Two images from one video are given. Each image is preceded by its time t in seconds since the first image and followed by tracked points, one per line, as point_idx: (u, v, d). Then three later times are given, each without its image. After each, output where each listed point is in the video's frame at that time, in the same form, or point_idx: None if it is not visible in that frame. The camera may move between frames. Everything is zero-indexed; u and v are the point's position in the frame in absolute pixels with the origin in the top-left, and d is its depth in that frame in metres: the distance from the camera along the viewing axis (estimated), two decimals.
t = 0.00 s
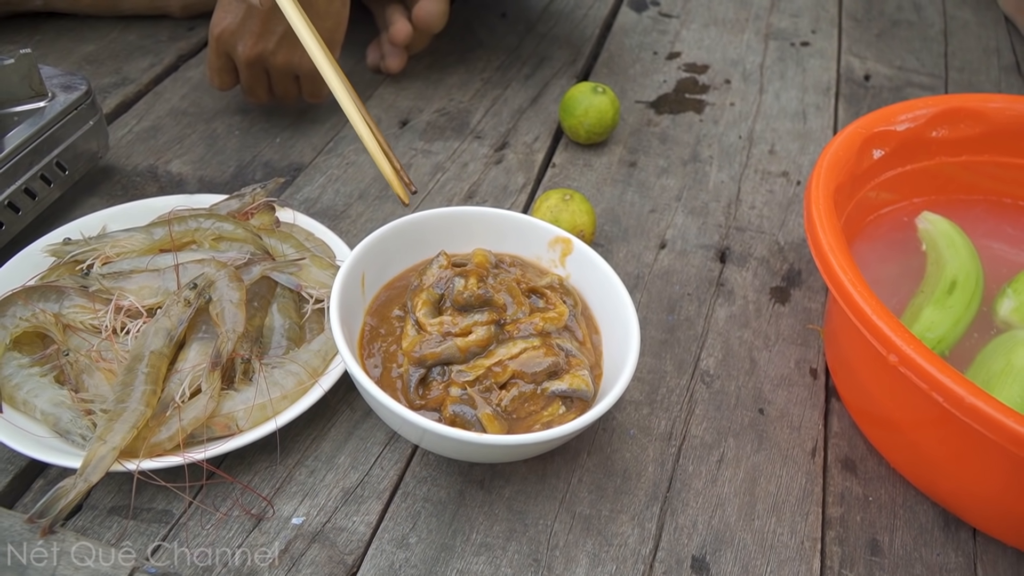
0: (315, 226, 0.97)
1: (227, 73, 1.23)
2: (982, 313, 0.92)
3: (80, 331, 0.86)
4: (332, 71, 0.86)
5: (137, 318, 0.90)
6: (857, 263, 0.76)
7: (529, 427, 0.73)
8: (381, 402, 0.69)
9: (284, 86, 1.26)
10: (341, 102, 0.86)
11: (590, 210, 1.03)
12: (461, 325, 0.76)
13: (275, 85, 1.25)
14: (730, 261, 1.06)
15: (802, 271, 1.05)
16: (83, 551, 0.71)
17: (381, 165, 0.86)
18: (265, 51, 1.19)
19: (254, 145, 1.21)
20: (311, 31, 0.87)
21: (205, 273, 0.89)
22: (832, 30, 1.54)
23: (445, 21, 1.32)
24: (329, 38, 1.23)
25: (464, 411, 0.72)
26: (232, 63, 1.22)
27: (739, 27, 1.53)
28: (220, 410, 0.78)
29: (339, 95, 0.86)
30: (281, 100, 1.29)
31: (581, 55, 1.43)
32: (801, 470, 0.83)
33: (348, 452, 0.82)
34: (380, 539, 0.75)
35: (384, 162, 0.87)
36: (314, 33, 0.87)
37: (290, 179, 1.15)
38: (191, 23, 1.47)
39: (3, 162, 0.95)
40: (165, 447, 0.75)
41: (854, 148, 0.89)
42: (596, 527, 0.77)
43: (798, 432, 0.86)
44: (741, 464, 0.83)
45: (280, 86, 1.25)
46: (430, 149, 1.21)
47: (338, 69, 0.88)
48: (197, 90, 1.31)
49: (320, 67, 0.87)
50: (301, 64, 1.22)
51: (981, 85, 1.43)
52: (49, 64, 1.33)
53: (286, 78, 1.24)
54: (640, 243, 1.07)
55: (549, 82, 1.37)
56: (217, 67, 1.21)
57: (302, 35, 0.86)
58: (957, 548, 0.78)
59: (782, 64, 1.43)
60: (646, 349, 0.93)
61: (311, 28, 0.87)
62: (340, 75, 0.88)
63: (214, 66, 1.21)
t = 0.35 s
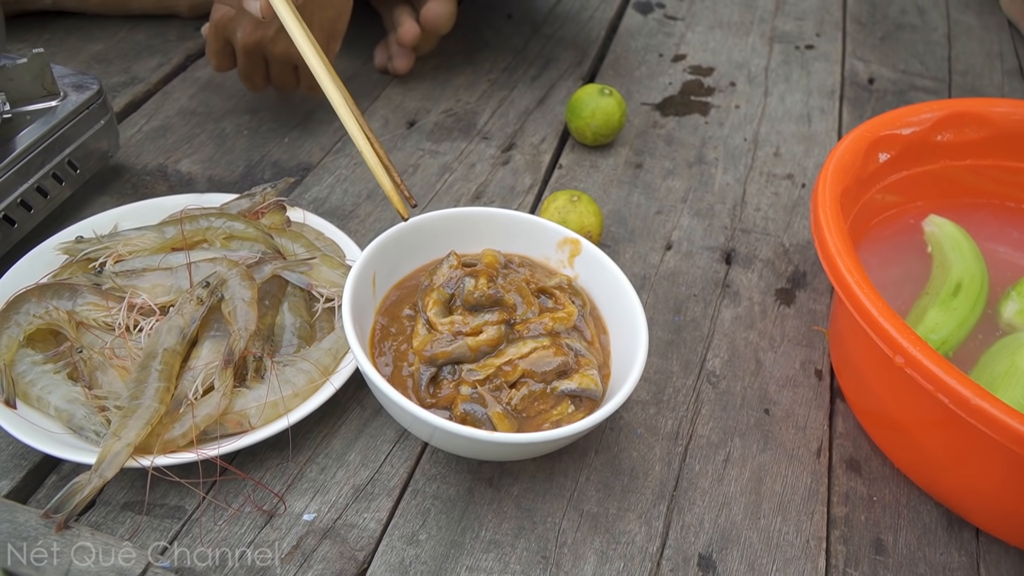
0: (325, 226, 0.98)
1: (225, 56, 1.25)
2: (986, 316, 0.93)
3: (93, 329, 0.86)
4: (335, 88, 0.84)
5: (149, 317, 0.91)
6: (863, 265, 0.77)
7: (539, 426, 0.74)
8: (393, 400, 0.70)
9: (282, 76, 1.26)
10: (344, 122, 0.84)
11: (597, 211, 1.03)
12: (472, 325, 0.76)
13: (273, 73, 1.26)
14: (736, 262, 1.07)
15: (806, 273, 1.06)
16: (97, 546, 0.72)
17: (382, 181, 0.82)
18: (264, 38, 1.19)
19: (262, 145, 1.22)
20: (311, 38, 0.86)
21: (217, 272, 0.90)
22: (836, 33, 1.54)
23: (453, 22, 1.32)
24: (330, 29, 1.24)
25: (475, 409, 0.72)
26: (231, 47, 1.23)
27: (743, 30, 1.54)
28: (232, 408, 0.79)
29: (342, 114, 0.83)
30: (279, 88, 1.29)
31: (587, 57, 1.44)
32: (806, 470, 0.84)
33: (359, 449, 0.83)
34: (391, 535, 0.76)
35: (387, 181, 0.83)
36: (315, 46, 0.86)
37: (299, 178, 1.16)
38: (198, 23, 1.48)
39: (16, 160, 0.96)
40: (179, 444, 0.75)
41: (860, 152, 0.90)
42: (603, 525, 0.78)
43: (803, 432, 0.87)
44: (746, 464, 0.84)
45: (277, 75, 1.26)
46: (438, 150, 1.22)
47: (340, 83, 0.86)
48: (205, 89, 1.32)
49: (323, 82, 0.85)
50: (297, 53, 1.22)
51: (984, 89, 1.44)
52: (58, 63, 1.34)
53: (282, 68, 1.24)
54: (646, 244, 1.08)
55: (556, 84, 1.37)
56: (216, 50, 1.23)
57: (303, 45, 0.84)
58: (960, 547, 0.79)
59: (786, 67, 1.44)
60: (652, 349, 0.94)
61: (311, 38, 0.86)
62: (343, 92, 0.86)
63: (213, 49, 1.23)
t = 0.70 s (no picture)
0: (324, 225, 0.99)
1: (223, 26, 1.23)
2: (978, 316, 0.94)
3: (94, 326, 0.87)
4: (307, 77, 0.87)
5: (150, 314, 0.92)
6: (855, 266, 0.77)
7: (534, 423, 0.75)
8: (390, 398, 0.71)
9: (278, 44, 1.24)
10: (316, 108, 0.86)
11: (594, 211, 1.04)
12: (468, 324, 0.77)
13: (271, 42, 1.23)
14: (731, 262, 1.07)
15: (801, 273, 1.07)
16: (99, 541, 0.73)
17: (358, 167, 0.84)
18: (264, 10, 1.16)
19: (262, 144, 1.23)
20: (280, 28, 0.90)
21: (216, 271, 0.91)
22: (834, 34, 1.55)
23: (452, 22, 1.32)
24: None
25: (471, 407, 0.73)
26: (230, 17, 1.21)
27: (741, 31, 1.55)
28: (231, 405, 0.80)
29: (314, 99, 0.86)
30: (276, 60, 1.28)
31: (585, 57, 1.45)
32: (799, 468, 0.85)
33: (356, 446, 0.84)
34: (387, 531, 0.77)
35: (361, 165, 0.85)
36: (285, 36, 0.90)
37: (298, 177, 1.17)
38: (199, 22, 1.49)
39: (18, 159, 0.97)
40: (178, 440, 0.76)
41: (854, 153, 0.91)
42: (597, 522, 0.78)
43: (796, 431, 0.88)
44: (739, 462, 0.85)
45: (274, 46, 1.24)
46: (436, 150, 1.22)
47: (310, 72, 0.89)
48: (206, 89, 1.33)
49: (295, 73, 0.88)
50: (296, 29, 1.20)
51: (980, 91, 1.45)
52: (59, 62, 1.34)
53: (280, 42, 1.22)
54: (642, 244, 1.09)
55: (554, 84, 1.38)
56: (214, 18, 1.20)
57: (272, 33, 0.88)
58: (950, 545, 0.80)
59: (784, 68, 1.45)
60: (648, 348, 0.95)
61: (281, 28, 0.90)
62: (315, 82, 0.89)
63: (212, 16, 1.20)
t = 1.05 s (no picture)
0: (326, 225, 1.00)
1: (238, 50, 1.25)
2: (970, 317, 0.95)
3: (101, 325, 0.89)
4: (318, 79, 0.89)
5: (156, 314, 0.93)
6: (847, 267, 0.79)
7: (531, 421, 0.76)
8: (390, 395, 0.72)
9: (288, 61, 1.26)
10: (326, 108, 0.88)
11: (592, 214, 1.06)
12: (467, 323, 0.79)
13: (284, 63, 1.26)
14: (727, 264, 1.09)
15: (796, 274, 1.08)
16: (106, 535, 0.74)
17: (366, 164, 0.87)
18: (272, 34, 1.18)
19: (265, 147, 1.25)
20: (291, 29, 0.91)
21: (221, 271, 0.92)
22: (831, 39, 1.57)
23: (453, 24, 1.34)
24: (335, 17, 1.21)
25: (469, 404, 0.75)
26: (243, 39, 1.23)
27: (739, 36, 1.56)
28: (235, 403, 0.81)
29: (324, 100, 0.88)
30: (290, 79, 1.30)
31: (585, 61, 1.47)
32: (792, 466, 0.86)
33: (357, 444, 0.85)
34: (388, 526, 0.78)
35: (368, 163, 0.88)
36: (295, 37, 0.91)
37: (301, 179, 1.19)
38: (203, 26, 1.51)
39: (26, 161, 0.99)
40: (183, 437, 0.78)
41: (847, 157, 0.92)
42: (594, 518, 0.80)
43: (790, 429, 0.90)
44: (734, 460, 0.86)
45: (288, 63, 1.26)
46: (437, 153, 1.24)
47: (320, 74, 0.91)
48: (210, 92, 1.35)
49: (307, 76, 0.90)
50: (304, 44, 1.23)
51: (975, 95, 1.46)
52: (65, 66, 1.36)
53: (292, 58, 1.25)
54: (640, 246, 1.11)
55: (554, 88, 1.40)
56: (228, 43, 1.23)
57: (284, 35, 0.89)
58: (940, 542, 0.81)
59: (781, 72, 1.47)
60: (644, 348, 0.97)
61: (291, 29, 0.91)
62: (324, 84, 0.91)
63: (225, 41, 1.23)
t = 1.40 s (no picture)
0: (328, 232, 1.02)
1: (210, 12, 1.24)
2: (967, 322, 0.96)
3: (107, 331, 0.90)
4: (316, 100, 0.89)
5: (161, 320, 0.94)
6: (843, 274, 0.80)
7: (531, 426, 0.77)
8: (391, 400, 0.73)
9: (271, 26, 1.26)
10: (325, 131, 0.88)
11: (592, 220, 1.07)
12: (468, 329, 0.80)
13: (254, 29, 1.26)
14: (726, 270, 1.10)
15: (795, 280, 1.09)
16: (112, 538, 0.76)
17: (365, 185, 0.87)
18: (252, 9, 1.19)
19: (269, 154, 1.26)
20: (289, 52, 0.91)
21: (225, 278, 0.94)
22: (830, 45, 1.58)
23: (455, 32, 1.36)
24: None
25: (470, 409, 0.76)
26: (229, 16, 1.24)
27: (739, 42, 1.57)
28: (238, 408, 0.82)
29: (324, 122, 0.88)
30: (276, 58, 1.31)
31: (586, 68, 1.48)
32: (789, 470, 0.87)
33: (359, 448, 0.86)
34: (389, 530, 0.79)
35: (368, 185, 0.88)
36: (295, 60, 0.91)
37: (304, 187, 1.20)
38: (208, 34, 1.52)
39: (33, 169, 1.00)
40: (188, 441, 0.79)
41: (844, 165, 0.93)
42: (593, 522, 0.81)
43: (787, 434, 0.91)
44: (732, 464, 0.87)
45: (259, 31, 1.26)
46: (439, 160, 1.25)
47: (321, 96, 0.91)
48: (214, 99, 1.36)
49: (306, 99, 0.89)
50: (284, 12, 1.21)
51: (974, 101, 1.47)
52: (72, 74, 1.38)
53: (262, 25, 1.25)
54: (640, 252, 1.12)
55: (555, 95, 1.41)
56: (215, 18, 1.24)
57: (282, 58, 0.90)
58: (937, 545, 0.82)
59: (781, 78, 1.48)
60: (644, 353, 0.98)
61: (290, 52, 0.91)
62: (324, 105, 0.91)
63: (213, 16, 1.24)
